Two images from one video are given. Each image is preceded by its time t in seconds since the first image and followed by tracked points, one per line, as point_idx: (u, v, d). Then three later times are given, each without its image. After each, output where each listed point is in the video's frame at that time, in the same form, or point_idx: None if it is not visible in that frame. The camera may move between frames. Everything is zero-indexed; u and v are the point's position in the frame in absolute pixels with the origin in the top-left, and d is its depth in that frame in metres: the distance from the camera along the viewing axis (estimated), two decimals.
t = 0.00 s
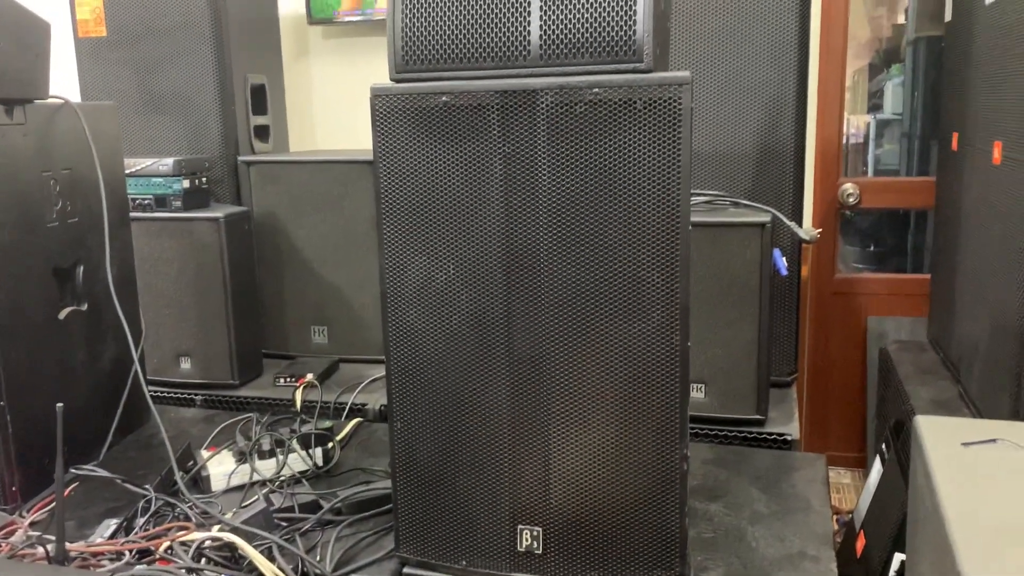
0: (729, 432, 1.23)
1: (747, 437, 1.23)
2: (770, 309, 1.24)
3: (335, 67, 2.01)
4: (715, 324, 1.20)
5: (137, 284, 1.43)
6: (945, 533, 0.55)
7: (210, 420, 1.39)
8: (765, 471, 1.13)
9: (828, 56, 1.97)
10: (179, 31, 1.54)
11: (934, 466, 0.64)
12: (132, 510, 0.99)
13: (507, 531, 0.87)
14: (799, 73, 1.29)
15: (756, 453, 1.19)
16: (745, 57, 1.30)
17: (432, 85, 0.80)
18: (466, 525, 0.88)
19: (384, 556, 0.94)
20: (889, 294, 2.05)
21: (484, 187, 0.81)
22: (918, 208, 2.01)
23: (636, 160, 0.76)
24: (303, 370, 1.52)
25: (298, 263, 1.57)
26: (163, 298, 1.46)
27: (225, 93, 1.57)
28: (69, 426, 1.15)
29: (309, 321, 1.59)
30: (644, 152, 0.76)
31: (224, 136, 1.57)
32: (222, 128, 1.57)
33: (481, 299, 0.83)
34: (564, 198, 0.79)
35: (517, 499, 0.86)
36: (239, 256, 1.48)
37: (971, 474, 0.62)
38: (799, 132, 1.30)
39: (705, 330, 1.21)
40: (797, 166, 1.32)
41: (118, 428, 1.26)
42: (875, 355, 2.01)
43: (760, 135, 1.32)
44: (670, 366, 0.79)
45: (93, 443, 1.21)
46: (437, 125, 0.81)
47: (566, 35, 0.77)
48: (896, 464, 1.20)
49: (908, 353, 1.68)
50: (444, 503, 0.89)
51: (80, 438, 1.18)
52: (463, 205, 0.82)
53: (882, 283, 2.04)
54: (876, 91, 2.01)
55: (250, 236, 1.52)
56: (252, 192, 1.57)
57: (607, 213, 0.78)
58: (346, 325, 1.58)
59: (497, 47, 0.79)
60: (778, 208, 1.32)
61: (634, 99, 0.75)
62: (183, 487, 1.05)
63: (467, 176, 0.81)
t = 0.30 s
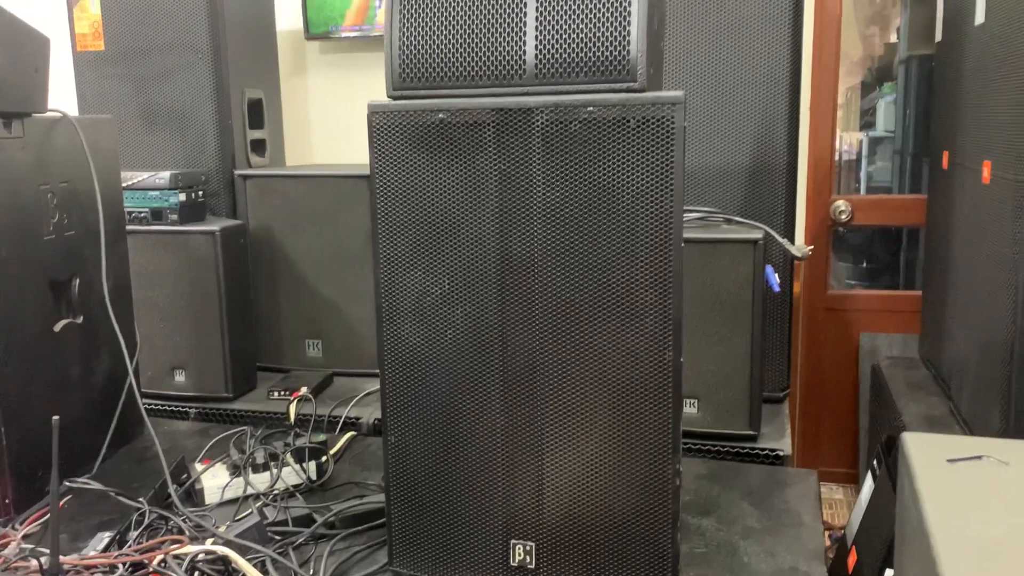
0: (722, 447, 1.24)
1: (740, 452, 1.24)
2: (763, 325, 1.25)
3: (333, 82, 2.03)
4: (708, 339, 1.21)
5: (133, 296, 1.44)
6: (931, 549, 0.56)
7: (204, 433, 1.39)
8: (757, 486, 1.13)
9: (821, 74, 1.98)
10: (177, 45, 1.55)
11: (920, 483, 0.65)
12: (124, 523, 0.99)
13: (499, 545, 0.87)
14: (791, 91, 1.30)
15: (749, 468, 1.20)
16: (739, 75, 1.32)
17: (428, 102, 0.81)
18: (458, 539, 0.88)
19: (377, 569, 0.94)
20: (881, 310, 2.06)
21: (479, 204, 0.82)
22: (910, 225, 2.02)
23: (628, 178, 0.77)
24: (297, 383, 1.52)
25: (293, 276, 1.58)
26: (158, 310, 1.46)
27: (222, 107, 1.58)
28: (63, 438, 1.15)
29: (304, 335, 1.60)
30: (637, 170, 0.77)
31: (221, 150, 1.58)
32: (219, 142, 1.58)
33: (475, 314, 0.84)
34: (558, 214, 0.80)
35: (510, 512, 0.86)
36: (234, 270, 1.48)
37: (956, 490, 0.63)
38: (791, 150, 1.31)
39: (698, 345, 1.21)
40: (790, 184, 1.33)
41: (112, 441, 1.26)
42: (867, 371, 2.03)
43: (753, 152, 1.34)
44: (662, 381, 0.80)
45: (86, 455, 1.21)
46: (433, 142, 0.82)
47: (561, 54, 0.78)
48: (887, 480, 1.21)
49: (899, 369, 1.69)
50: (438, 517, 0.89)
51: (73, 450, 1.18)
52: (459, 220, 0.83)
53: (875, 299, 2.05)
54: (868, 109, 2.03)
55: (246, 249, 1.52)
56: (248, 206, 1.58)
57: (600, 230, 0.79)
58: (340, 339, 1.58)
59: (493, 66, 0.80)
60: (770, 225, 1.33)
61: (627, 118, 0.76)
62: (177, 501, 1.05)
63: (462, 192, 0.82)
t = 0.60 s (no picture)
0: (717, 461, 1.24)
1: (735, 466, 1.24)
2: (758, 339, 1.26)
3: (333, 94, 2.04)
4: (704, 353, 1.22)
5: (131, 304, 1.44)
6: (923, 559, 0.57)
7: (200, 442, 1.39)
8: (752, 499, 1.14)
9: (817, 92, 2.00)
10: (179, 55, 1.56)
11: (913, 493, 0.65)
12: (121, 530, 0.99)
13: (494, 556, 0.87)
14: (788, 109, 1.32)
15: (743, 482, 1.20)
16: (736, 92, 1.33)
17: (429, 114, 0.82)
18: (454, 549, 0.89)
19: None
20: (876, 326, 2.07)
21: (478, 215, 0.82)
22: (905, 242, 2.04)
23: (626, 191, 0.78)
24: (294, 393, 1.53)
25: (291, 286, 1.58)
26: (155, 319, 1.47)
27: (222, 117, 1.59)
28: (59, 445, 1.15)
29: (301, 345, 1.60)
30: (635, 183, 0.77)
31: (220, 160, 1.59)
32: (219, 152, 1.59)
33: (473, 324, 0.84)
34: (556, 226, 0.80)
35: (506, 523, 0.86)
36: (232, 279, 1.49)
37: (948, 500, 0.63)
38: (787, 166, 1.33)
39: (694, 359, 1.22)
40: (786, 200, 1.34)
41: (108, 448, 1.26)
42: (862, 386, 2.03)
43: (750, 168, 1.35)
44: (659, 394, 0.80)
45: (82, 463, 1.21)
46: (434, 154, 0.83)
47: (561, 69, 0.79)
48: (881, 496, 1.21)
49: (894, 385, 1.70)
50: (433, 527, 0.89)
51: (69, 458, 1.18)
52: (458, 231, 0.83)
53: (870, 315, 2.06)
54: (864, 127, 2.05)
55: (244, 258, 1.53)
56: (247, 216, 1.58)
57: (599, 242, 0.79)
58: (336, 349, 1.59)
59: (493, 79, 0.81)
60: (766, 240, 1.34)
61: (626, 132, 0.77)
62: (173, 509, 1.05)
63: (461, 203, 0.83)
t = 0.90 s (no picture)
0: (716, 473, 1.24)
1: (733, 478, 1.24)
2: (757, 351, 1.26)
3: (335, 103, 2.05)
4: (703, 364, 1.22)
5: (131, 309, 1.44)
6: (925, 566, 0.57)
7: (198, 448, 1.38)
8: (750, 511, 1.14)
9: (818, 108, 2.02)
10: (184, 63, 1.57)
11: (914, 503, 0.66)
12: (118, 536, 0.99)
13: (492, 564, 0.87)
14: (788, 123, 1.33)
15: (742, 494, 1.20)
16: (737, 105, 1.34)
17: (433, 123, 0.83)
18: (452, 557, 0.89)
19: None
20: (874, 341, 2.07)
21: (481, 223, 0.83)
22: (904, 257, 2.05)
23: (628, 201, 0.78)
24: (292, 400, 1.52)
25: (291, 293, 1.58)
26: (155, 325, 1.47)
27: (225, 124, 1.59)
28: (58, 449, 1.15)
29: (301, 352, 1.60)
30: (638, 194, 0.78)
31: (222, 167, 1.60)
32: (221, 159, 1.59)
33: (474, 332, 0.85)
34: (559, 235, 0.81)
35: (504, 531, 0.86)
36: (233, 285, 1.49)
37: (949, 509, 0.64)
38: (788, 179, 1.34)
39: (693, 370, 1.22)
40: (786, 213, 1.35)
41: (106, 453, 1.26)
42: (861, 400, 2.04)
43: (750, 181, 1.36)
44: (659, 403, 0.80)
45: (81, 467, 1.20)
46: (437, 162, 0.83)
47: (565, 79, 0.80)
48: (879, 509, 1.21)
49: (892, 399, 1.70)
50: (432, 534, 0.89)
51: (67, 462, 1.17)
52: (461, 239, 0.84)
53: (869, 329, 2.07)
54: (863, 142, 2.06)
55: (245, 265, 1.53)
56: (249, 223, 1.59)
57: (600, 251, 0.80)
58: (336, 357, 1.59)
59: (497, 89, 0.82)
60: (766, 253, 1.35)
61: (628, 142, 0.77)
62: (171, 514, 1.05)
63: (464, 211, 0.83)
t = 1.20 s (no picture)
0: (715, 480, 1.24)
1: (733, 486, 1.24)
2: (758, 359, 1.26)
3: (338, 107, 2.05)
4: (704, 372, 1.22)
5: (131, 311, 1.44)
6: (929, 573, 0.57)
7: (197, 451, 1.38)
8: (750, 519, 1.14)
9: (819, 118, 2.02)
10: (187, 66, 1.57)
11: (918, 508, 0.66)
12: (117, 537, 0.99)
13: (492, 568, 0.87)
14: (790, 132, 1.33)
15: (742, 502, 1.20)
16: (740, 113, 1.34)
17: (437, 126, 0.83)
18: (451, 561, 0.88)
19: None
20: (874, 350, 2.07)
21: (484, 227, 0.83)
22: (904, 267, 2.05)
23: (632, 206, 0.78)
24: (292, 404, 1.52)
25: (292, 297, 1.58)
26: (156, 327, 1.46)
27: (228, 127, 1.59)
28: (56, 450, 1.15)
29: (301, 356, 1.60)
30: (641, 199, 0.78)
31: (224, 170, 1.60)
32: (224, 162, 1.59)
33: (476, 335, 0.85)
34: (562, 239, 0.81)
35: (504, 535, 0.86)
36: (234, 288, 1.49)
37: (953, 516, 0.64)
38: (790, 187, 1.34)
39: (694, 377, 1.22)
40: (788, 222, 1.35)
41: (105, 455, 1.26)
42: (861, 410, 2.03)
43: (752, 189, 1.36)
44: (660, 409, 0.80)
45: (79, 468, 1.20)
46: (441, 166, 0.83)
47: (569, 84, 0.80)
48: (879, 518, 1.21)
49: (893, 409, 1.70)
50: (431, 538, 0.89)
51: (65, 463, 1.17)
52: (464, 243, 0.84)
53: (869, 339, 2.07)
54: (864, 152, 2.06)
55: (246, 268, 1.53)
56: (250, 227, 1.59)
57: (603, 256, 0.80)
58: (335, 361, 1.58)
59: (501, 93, 0.82)
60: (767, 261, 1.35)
61: (632, 147, 0.77)
62: (170, 516, 1.05)
63: (468, 215, 0.83)
